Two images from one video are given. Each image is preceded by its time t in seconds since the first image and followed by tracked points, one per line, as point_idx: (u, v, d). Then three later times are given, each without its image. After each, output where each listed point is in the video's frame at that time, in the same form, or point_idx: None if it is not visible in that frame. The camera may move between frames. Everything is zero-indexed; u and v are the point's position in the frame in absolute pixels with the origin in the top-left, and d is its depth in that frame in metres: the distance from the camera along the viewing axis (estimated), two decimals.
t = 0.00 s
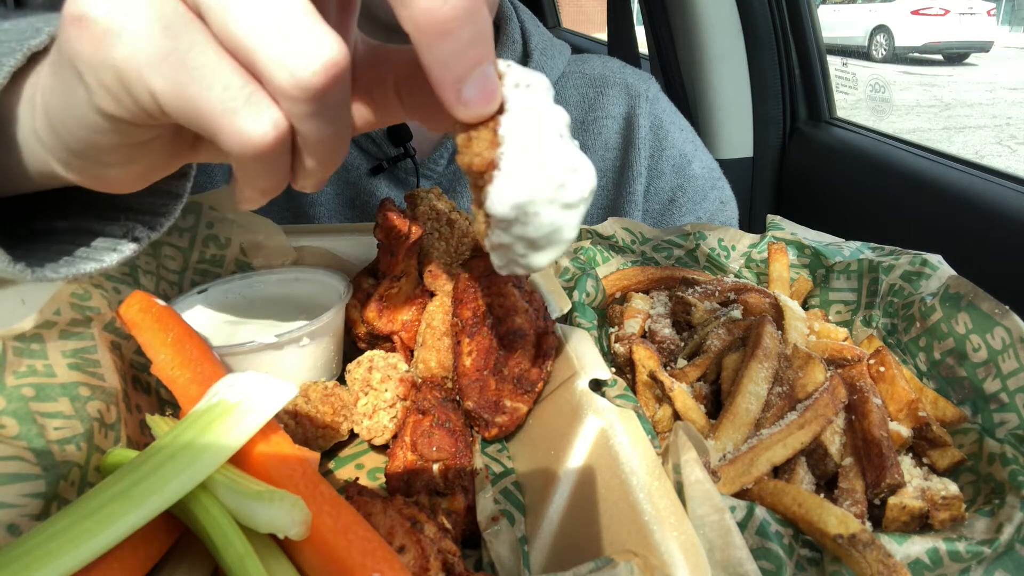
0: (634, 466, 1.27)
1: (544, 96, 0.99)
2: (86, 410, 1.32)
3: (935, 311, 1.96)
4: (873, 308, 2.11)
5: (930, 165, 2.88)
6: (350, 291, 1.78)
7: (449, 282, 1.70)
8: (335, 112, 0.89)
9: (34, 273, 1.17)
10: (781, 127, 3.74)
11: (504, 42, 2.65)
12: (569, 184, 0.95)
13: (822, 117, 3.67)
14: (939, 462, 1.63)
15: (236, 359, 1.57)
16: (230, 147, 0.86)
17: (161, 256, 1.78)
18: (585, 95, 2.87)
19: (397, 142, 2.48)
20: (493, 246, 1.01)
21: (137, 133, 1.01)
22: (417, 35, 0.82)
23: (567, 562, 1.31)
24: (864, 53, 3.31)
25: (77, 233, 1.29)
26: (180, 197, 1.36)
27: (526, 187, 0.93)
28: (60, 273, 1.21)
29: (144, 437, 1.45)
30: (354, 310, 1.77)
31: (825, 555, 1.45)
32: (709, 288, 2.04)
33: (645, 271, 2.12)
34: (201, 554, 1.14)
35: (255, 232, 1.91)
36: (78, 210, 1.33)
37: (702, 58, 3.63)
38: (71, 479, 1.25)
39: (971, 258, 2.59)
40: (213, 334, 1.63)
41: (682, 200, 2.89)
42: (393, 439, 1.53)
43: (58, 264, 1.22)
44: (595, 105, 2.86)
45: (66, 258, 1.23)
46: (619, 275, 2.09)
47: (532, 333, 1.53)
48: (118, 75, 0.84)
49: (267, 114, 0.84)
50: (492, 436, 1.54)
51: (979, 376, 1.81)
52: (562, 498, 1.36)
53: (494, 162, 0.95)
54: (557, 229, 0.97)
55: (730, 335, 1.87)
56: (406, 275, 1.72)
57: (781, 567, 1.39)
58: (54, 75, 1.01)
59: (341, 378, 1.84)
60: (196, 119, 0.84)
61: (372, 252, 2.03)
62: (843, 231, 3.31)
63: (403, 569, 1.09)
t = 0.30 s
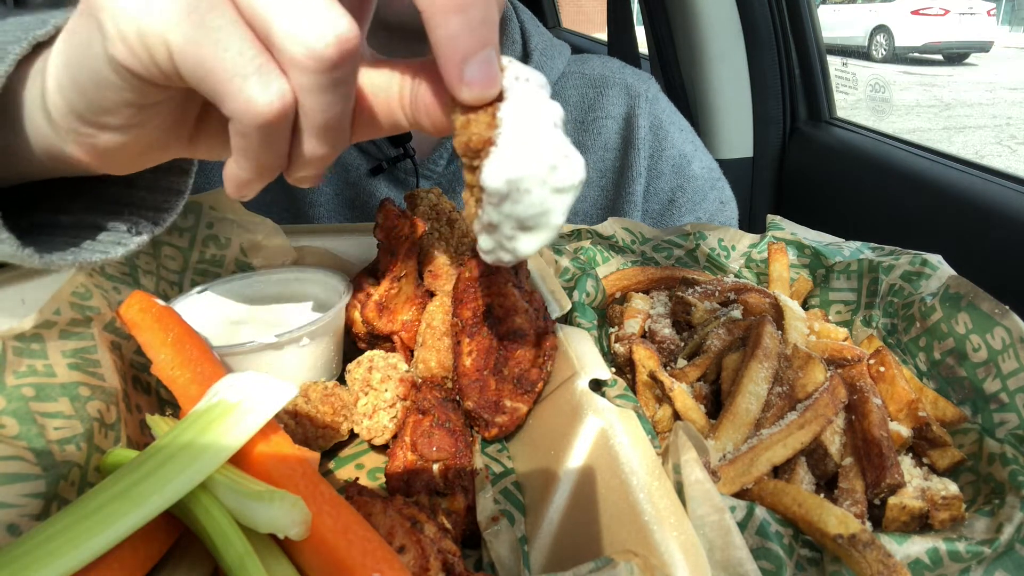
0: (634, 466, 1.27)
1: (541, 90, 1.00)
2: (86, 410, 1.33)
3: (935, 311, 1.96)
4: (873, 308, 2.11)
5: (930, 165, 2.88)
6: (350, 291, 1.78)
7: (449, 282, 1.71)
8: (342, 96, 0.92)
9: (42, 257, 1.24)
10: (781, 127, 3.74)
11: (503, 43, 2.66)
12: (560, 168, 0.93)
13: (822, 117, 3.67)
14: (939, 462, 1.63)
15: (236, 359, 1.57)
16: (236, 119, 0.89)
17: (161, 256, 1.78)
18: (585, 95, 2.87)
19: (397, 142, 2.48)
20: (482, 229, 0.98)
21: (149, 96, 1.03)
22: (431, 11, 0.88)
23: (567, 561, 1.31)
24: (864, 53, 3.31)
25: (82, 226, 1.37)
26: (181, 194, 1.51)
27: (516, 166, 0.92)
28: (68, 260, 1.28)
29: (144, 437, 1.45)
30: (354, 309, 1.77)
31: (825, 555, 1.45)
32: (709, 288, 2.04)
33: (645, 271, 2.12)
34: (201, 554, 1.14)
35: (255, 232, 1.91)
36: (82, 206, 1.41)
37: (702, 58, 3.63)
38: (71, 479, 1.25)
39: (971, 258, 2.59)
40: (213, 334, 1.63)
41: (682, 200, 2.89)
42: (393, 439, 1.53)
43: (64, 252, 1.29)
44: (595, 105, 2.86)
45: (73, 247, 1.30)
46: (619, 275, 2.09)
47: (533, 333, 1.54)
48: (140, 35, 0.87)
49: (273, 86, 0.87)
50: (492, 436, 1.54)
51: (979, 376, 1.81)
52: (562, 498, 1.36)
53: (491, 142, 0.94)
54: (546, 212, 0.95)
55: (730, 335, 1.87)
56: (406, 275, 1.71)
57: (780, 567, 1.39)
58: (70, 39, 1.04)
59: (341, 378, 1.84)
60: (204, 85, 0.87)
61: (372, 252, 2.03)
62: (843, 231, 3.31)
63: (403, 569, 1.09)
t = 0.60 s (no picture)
0: (634, 466, 1.27)
1: (490, 51, 1.03)
2: (86, 410, 1.33)
3: (935, 311, 1.97)
4: (873, 308, 2.11)
5: (930, 165, 2.88)
6: (350, 291, 1.79)
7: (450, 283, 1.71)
8: (297, 54, 1.06)
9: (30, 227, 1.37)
10: (781, 127, 3.74)
11: (503, 41, 2.74)
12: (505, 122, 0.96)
13: (822, 117, 3.66)
14: (939, 462, 1.63)
15: (236, 359, 1.57)
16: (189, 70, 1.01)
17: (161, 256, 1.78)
18: (585, 95, 2.87)
19: (397, 142, 2.50)
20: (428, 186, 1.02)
21: (115, 50, 1.18)
22: None
23: (567, 561, 1.31)
24: (864, 53, 3.31)
25: (65, 213, 1.50)
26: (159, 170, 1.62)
27: (457, 122, 0.95)
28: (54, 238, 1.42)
29: (144, 437, 1.45)
30: (354, 309, 1.78)
31: (825, 555, 1.45)
32: (709, 288, 2.04)
33: (645, 271, 2.12)
34: (201, 554, 1.14)
35: (256, 232, 1.91)
36: (62, 190, 1.54)
37: (702, 58, 3.64)
38: (71, 479, 1.25)
39: (973, 257, 2.58)
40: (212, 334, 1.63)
41: (682, 200, 2.88)
42: (393, 439, 1.53)
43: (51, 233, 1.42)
44: (595, 105, 2.85)
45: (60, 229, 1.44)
46: (619, 275, 2.09)
47: (533, 333, 1.52)
48: None
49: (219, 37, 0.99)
50: (492, 436, 1.54)
51: (979, 376, 1.81)
52: (562, 498, 1.36)
53: (435, 99, 0.99)
54: (490, 168, 0.98)
55: (730, 335, 1.87)
56: (407, 276, 1.71)
57: (781, 567, 1.39)
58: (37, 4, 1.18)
59: (341, 378, 1.84)
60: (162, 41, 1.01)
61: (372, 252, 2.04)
62: (843, 231, 3.31)
63: (403, 569, 1.08)
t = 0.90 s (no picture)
0: (634, 466, 1.27)
1: (325, 67, 1.06)
2: (86, 410, 1.32)
3: (935, 311, 1.97)
4: (873, 308, 2.11)
5: (930, 165, 2.89)
6: (350, 291, 1.79)
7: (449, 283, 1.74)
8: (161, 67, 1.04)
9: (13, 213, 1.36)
10: (781, 127, 3.74)
11: (503, 40, 2.78)
12: (369, 154, 1.08)
13: (822, 117, 3.66)
14: (939, 462, 1.63)
15: (236, 359, 1.57)
16: (134, 48, 0.90)
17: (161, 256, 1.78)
18: (585, 94, 2.87)
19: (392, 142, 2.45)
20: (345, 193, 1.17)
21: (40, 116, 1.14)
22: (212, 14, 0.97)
23: (567, 562, 1.31)
24: (864, 53, 3.31)
25: None
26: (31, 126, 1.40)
27: (330, 170, 1.07)
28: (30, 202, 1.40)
29: (144, 437, 1.45)
30: (354, 309, 1.78)
31: (825, 555, 1.45)
32: (709, 288, 2.04)
33: (645, 271, 2.12)
34: (201, 554, 1.14)
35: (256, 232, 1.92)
36: None
37: (702, 57, 3.64)
38: (71, 479, 1.25)
39: (973, 256, 2.58)
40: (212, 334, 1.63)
41: (682, 200, 2.88)
42: (393, 439, 1.53)
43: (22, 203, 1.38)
44: (595, 105, 2.85)
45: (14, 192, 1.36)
46: (619, 275, 2.09)
47: (532, 333, 1.52)
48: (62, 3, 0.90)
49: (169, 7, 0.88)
50: (492, 437, 1.53)
51: (979, 376, 1.81)
52: (562, 498, 1.36)
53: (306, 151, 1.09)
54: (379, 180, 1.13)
55: (730, 335, 1.87)
56: (407, 276, 1.71)
57: (780, 567, 1.39)
58: None
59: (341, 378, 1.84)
60: (92, 22, 0.89)
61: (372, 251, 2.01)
62: (842, 231, 3.31)
63: (403, 569, 1.08)
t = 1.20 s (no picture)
0: (634, 466, 1.28)
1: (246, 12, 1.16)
2: (86, 410, 1.32)
3: (935, 311, 1.97)
4: (873, 308, 2.11)
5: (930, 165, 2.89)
6: (350, 292, 1.79)
7: (450, 283, 1.76)
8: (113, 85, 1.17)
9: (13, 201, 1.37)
10: (781, 127, 3.75)
11: (501, 38, 2.77)
12: (306, 85, 1.17)
13: (822, 117, 3.67)
14: (939, 462, 1.63)
15: (236, 359, 1.58)
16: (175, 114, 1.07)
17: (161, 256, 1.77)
18: (584, 92, 2.87)
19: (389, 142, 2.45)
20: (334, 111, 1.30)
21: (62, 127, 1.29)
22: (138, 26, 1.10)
23: (567, 561, 1.31)
24: (864, 53, 3.31)
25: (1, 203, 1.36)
26: None
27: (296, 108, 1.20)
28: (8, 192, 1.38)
29: (144, 437, 1.45)
30: (354, 309, 1.77)
31: (825, 555, 1.45)
32: (709, 289, 2.04)
33: (645, 271, 2.12)
34: (202, 553, 1.14)
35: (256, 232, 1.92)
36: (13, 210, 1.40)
37: (702, 57, 3.64)
38: (71, 479, 1.25)
39: (972, 256, 2.58)
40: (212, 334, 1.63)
41: (682, 200, 2.88)
42: (393, 439, 1.53)
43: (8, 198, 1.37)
44: (594, 104, 2.85)
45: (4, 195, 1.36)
46: (619, 275, 2.09)
47: (533, 333, 1.52)
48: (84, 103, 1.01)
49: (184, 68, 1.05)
50: (492, 437, 1.53)
51: (979, 376, 1.81)
52: (562, 498, 1.36)
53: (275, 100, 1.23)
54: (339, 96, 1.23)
55: (730, 335, 1.87)
56: (407, 276, 1.71)
57: (781, 568, 1.39)
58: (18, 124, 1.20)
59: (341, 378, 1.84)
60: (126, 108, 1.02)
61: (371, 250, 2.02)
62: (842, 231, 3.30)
63: (403, 569, 1.08)
